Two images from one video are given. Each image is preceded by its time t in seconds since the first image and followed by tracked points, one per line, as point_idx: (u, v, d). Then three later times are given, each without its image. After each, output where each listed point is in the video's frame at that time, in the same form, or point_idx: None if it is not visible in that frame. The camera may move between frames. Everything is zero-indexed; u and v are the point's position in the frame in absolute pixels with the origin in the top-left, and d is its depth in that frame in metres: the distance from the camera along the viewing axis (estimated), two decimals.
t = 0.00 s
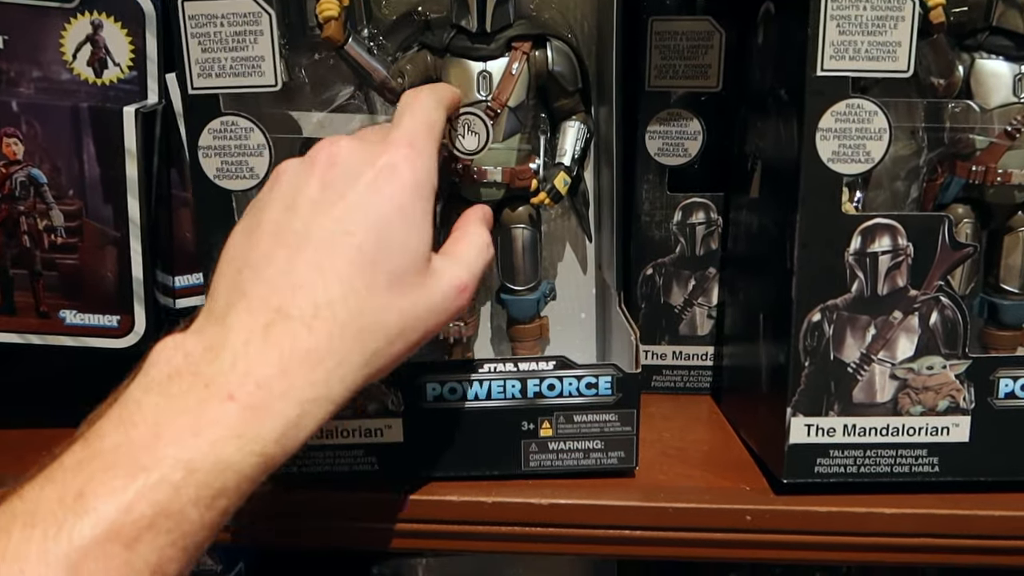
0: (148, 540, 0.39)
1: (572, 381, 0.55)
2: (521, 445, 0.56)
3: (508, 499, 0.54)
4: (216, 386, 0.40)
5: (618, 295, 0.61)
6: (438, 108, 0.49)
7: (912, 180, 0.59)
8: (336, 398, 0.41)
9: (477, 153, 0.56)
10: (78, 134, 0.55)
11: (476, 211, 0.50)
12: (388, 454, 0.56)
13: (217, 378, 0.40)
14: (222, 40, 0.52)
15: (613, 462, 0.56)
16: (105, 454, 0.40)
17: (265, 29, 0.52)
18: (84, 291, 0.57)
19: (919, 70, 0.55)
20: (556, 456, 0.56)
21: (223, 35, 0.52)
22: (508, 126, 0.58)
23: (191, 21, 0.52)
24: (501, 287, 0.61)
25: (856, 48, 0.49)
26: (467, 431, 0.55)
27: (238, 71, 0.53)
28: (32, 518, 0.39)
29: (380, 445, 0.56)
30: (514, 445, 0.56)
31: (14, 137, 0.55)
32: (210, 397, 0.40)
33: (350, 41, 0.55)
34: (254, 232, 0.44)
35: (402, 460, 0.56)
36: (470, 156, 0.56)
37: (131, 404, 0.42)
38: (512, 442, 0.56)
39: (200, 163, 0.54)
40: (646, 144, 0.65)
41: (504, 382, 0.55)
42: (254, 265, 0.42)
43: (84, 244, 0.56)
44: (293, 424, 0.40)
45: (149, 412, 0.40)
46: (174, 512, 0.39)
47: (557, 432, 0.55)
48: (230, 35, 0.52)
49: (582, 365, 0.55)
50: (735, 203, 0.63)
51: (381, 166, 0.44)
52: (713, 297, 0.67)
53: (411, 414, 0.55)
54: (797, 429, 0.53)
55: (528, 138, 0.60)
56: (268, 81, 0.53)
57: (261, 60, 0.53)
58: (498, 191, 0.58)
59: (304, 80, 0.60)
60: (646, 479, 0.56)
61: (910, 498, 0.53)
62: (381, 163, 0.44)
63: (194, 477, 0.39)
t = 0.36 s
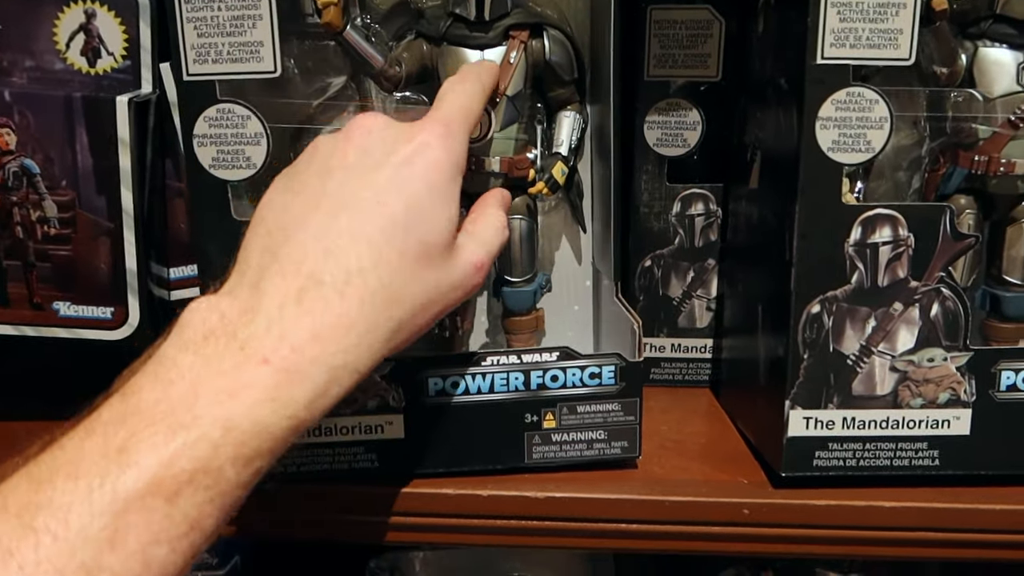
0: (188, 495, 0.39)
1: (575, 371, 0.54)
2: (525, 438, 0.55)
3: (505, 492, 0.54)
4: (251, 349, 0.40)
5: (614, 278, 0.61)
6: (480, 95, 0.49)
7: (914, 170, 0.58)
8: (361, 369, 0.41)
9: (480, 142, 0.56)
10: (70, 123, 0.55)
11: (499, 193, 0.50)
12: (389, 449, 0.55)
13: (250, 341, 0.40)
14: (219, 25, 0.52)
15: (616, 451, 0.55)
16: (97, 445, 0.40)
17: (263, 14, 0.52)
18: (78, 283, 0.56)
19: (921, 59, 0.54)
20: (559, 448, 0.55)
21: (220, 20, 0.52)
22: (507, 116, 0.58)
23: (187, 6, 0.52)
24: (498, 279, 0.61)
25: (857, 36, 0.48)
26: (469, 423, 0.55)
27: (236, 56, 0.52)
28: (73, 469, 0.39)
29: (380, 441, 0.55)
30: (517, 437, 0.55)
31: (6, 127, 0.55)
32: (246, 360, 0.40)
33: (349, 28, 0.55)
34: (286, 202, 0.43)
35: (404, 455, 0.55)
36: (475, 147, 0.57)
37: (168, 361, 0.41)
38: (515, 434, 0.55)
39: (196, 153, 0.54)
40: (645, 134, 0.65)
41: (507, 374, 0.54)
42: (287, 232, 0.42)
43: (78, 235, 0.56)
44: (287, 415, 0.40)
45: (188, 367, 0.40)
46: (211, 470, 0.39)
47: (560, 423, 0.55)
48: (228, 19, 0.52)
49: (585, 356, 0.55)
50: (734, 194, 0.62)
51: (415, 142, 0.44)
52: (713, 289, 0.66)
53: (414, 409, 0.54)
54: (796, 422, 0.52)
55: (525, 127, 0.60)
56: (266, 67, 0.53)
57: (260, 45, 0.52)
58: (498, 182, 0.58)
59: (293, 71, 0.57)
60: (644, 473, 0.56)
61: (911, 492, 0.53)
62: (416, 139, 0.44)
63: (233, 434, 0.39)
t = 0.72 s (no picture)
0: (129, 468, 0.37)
1: (550, 358, 0.53)
2: (499, 427, 0.53)
3: (477, 487, 0.52)
4: (199, 309, 0.38)
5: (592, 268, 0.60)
6: (450, 69, 0.48)
7: (898, 155, 0.57)
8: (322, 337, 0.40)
9: (453, 130, 0.54)
10: (24, 109, 0.53)
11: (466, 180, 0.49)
12: (359, 441, 0.53)
13: (200, 301, 0.38)
14: None
15: (593, 440, 0.54)
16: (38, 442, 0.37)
17: None
18: (35, 271, 0.55)
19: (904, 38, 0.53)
20: (534, 437, 0.54)
21: None
22: (481, 99, 0.56)
23: None
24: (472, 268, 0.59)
25: (837, 15, 0.46)
26: (441, 414, 0.53)
27: (203, 31, 0.50)
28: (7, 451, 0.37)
29: (351, 432, 0.53)
30: (491, 427, 0.53)
31: None
32: (195, 321, 0.38)
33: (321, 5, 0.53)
34: (246, 168, 0.42)
35: (375, 446, 0.53)
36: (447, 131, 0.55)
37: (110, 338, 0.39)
38: (488, 424, 0.53)
39: (160, 131, 0.52)
40: (623, 119, 0.63)
41: (480, 362, 0.53)
42: (246, 190, 0.41)
43: (34, 224, 0.54)
44: (238, 405, 0.38)
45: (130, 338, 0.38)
46: (154, 440, 0.37)
47: (535, 412, 0.53)
48: None
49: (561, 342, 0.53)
50: (714, 180, 0.61)
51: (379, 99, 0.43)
52: (693, 278, 0.64)
53: (385, 399, 0.53)
54: (775, 414, 0.51)
55: (501, 111, 0.58)
56: (234, 43, 0.51)
57: (227, 20, 0.50)
58: (473, 166, 0.56)
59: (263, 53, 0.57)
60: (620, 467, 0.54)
61: (892, 485, 0.52)
62: (381, 97, 0.43)
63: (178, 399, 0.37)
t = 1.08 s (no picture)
0: (103, 489, 0.37)
1: (548, 355, 0.52)
2: (495, 424, 0.52)
3: (473, 481, 0.51)
4: (177, 324, 0.37)
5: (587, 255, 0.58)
6: (432, 41, 0.45)
7: (900, 142, 0.56)
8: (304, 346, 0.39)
9: (442, 112, 0.53)
10: (3, 93, 0.52)
11: (460, 152, 0.47)
12: (352, 438, 0.52)
13: (177, 315, 0.37)
14: None
15: (591, 437, 0.53)
16: (18, 453, 0.37)
17: None
18: (18, 261, 0.54)
19: (912, 24, 0.51)
20: (531, 434, 0.53)
21: None
22: (472, 85, 0.54)
23: None
24: (466, 259, 0.58)
25: None
26: (436, 410, 0.52)
27: (177, 19, 0.49)
28: None
29: (345, 430, 0.52)
30: (487, 422, 0.52)
31: None
32: (171, 338, 0.37)
33: None
34: (221, 163, 0.40)
35: (369, 443, 0.52)
36: (436, 116, 0.53)
37: (87, 348, 0.39)
38: (484, 419, 0.52)
39: (135, 125, 0.50)
40: (620, 104, 0.62)
41: (475, 357, 0.51)
42: (220, 195, 0.39)
43: (15, 212, 0.53)
44: (218, 410, 0.38)
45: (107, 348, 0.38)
46: (130, 458, 0.37)
47: (532, 409, 0.52)
48: None
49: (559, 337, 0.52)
50: (713, 167, 0.59)
51: (358, 89, 0.40)
52: (691, 266, 0.63)
53: (379, 395, 0.52)
54: (775, 405, 0.50)
55: (493, 97, 0.56)
56: (209, 31, 0.49)
57: (201, 7, 0.49)
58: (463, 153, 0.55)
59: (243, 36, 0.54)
60: (617, 459, 0.54)
61: (893, 477, 0.51)
62: (357, 87, 0.40)
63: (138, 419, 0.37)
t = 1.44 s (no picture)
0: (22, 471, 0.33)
1: (555, 349, 0.52)
2: (502, 419, 0.52)
3: (480, 479, 0.51)
4: (92, 209, 0.33)
5: (594, 253, 0.58)
6: None
7: (908, 139, 0.55)
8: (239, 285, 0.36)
9: (450, 107, 0.53)
10: (7, 91, 0.52)
11: None
12: (359, 432, 0.52)
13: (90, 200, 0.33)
14: None
15: (598, 433, 0.53)
16: None
17: None
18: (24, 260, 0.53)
19: (919, 19, 0.52)
20: (538, 429, 0.53)
21: None
22: (480, 81, 0.56)
23: None
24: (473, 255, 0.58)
25: None
26: (443, 406, 0.52)
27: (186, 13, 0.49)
28: None
29: (352, 423, 0.52)
30: (494, 417, 0.52)
31: None
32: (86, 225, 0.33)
33: None
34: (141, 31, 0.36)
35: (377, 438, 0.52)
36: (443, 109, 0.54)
37: None
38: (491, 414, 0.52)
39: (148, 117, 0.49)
40: (627, 101, 0.62)
41: (482, 351, 0.52)
42: (138, 64, 0.35)
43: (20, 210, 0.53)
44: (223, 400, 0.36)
45: (53, 173, 0.35)
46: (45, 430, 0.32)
47: (539, 404, 0.52)
48: None
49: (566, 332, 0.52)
50: (721, 164, 0.59)
51: None
52: (698, 264, 0.63)
53: (386, 390, 0.51)
54: (783, 405, 0.50)
55: (499, 93, 0.57)
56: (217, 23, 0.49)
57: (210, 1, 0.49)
58: (473, 149, 0.57)
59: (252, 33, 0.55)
60: (625, 458, 0.54)
61: (902, 476, 0.51)
62: None
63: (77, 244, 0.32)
